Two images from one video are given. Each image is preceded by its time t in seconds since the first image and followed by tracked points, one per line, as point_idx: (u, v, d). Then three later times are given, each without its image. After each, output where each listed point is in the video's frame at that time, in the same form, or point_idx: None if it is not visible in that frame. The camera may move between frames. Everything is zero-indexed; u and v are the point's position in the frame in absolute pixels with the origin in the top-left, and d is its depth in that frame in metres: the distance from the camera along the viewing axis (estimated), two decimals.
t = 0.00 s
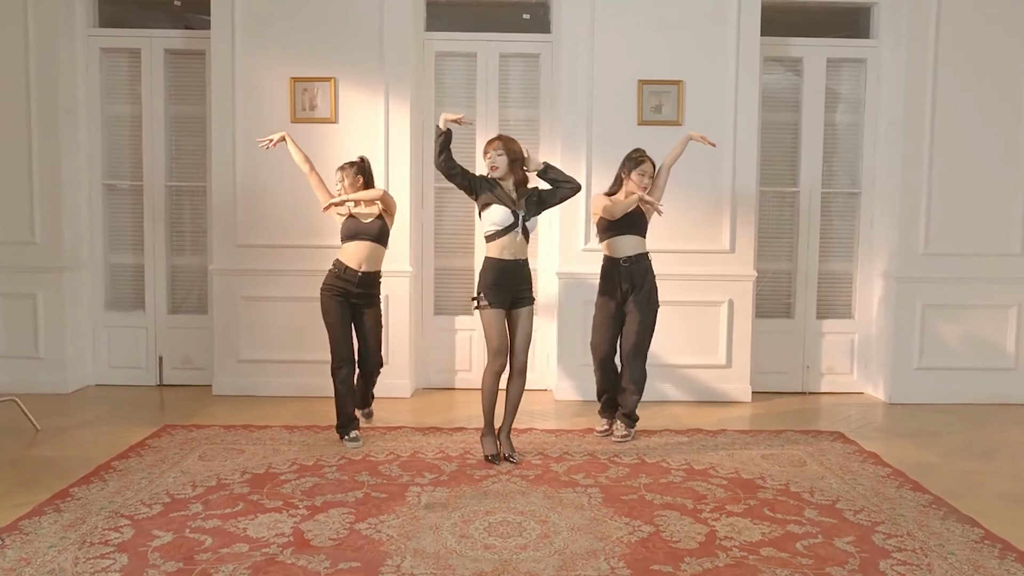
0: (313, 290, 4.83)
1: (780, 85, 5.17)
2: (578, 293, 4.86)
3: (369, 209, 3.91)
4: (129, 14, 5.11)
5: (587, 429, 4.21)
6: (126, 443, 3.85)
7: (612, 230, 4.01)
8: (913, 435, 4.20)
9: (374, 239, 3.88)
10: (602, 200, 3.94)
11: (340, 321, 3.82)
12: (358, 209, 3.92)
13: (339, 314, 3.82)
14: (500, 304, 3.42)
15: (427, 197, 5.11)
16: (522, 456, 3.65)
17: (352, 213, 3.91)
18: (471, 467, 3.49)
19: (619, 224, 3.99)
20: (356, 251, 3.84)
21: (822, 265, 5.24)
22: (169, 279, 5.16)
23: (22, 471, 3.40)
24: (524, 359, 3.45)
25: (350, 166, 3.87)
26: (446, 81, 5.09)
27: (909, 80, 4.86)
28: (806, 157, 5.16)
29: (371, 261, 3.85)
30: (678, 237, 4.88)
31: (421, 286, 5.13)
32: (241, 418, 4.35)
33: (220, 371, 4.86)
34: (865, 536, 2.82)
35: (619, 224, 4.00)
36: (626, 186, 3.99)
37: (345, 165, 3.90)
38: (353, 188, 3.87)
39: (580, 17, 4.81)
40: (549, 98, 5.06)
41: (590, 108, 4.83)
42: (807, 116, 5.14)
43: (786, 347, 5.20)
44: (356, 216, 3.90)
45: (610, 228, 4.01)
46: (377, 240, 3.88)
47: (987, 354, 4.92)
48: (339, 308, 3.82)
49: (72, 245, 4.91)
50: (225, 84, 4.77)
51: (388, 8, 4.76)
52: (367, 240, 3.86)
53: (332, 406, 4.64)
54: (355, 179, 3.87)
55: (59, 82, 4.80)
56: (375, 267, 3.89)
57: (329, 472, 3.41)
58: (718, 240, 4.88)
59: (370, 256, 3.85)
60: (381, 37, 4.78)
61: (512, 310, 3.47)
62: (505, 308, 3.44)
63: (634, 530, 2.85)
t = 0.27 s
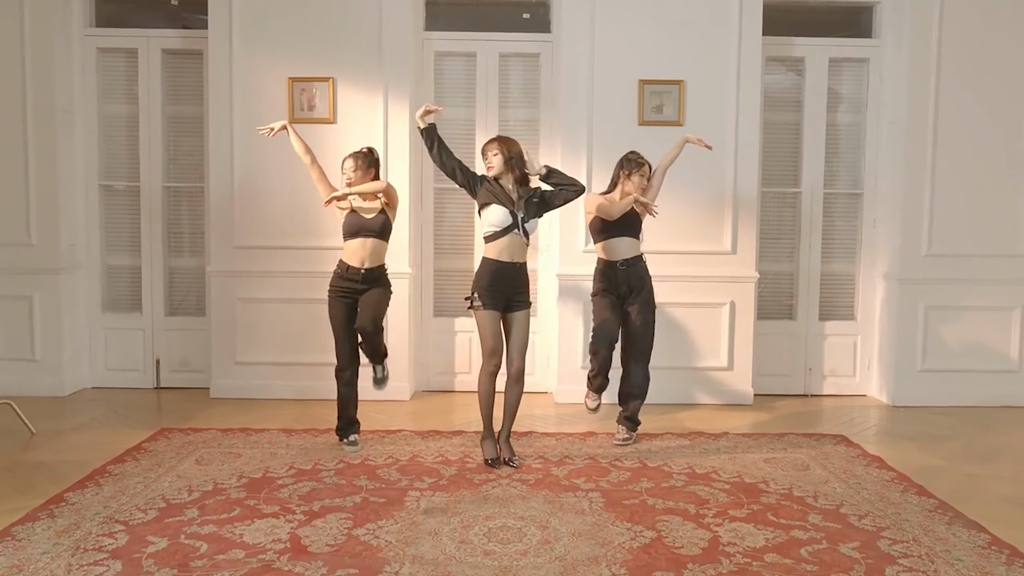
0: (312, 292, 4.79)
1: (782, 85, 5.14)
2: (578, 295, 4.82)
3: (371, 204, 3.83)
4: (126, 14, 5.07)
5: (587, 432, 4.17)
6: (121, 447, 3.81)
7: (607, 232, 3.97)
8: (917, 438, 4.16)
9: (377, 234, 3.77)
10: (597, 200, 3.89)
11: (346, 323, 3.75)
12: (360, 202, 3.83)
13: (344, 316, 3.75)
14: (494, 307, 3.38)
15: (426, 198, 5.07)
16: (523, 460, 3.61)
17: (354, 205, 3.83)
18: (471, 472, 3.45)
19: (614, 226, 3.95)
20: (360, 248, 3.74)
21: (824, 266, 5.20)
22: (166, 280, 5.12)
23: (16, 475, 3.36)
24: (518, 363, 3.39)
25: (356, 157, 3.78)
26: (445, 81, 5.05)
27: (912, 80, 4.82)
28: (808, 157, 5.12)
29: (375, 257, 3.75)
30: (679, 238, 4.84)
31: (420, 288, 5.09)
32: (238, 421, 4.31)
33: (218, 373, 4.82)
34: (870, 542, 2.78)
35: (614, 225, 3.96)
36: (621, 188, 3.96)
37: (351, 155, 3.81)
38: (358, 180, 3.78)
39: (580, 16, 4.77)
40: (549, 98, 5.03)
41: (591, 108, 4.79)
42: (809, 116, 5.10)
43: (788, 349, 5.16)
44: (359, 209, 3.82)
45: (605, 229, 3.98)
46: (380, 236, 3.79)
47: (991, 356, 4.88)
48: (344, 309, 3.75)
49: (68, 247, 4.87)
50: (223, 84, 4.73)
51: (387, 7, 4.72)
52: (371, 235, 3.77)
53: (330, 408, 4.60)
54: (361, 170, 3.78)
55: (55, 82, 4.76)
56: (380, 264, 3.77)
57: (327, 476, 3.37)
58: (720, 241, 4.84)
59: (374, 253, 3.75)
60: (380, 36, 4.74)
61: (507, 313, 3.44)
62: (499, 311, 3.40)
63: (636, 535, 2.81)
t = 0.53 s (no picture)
0: (311, 293, 4.75)
1: (785, 84, 5.10)
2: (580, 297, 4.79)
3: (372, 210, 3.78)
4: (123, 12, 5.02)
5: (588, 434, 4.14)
6: (118, 450, 3.77)
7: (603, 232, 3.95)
8: (922, 440, 4.12)
9: (375, 240, 3.73)
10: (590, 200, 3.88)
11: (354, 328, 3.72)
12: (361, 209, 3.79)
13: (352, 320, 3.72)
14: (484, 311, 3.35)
15: (426, 198, 5.03)
16: (523, 463, 3.57)
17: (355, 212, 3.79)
18: (471, 475, 3.41)
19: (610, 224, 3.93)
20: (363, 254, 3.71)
21: (827, 267, 5.16)
22: (164, 281, 5.08)
23: (11, 479, 3.32)
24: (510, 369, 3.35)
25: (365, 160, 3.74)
26: (445, 81, 5.01)
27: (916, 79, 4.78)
28: (811, 157, 5.08)
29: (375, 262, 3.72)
30: (680, 239, 4.80)
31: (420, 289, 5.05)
32: (237, 423, 4.27)
33: (216, 375, 4.78)
34: (876, 547, 2.74)
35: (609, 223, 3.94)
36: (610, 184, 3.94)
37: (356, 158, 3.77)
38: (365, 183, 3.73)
39: (581, 15, 4.73)
40: (550, 97, 4.98)
41: (592, 108, 4.75)
42: (812, 116, 5.06)
43: (791, 351, 5.12)
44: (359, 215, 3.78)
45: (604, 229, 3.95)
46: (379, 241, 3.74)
47: (995, 358, 4.83)
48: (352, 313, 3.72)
49: (65, 247, 4.83)
50: (221, 83, 4.69)
51: (386, 6, 4.68)
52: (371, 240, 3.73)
53: (329, 411, 4.56)
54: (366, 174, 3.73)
55: (52, 81, 4.72)
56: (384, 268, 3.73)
57: (326, 480, 3.33)
58: (723, 241, 4.80)
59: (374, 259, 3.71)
60: (379, 35, 4.70)
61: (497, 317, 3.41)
62: (490, 314, 3.36)
63: (639, 540, 2.77)
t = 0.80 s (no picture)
0: (309, 294, 4.71)
1: (788, 83, 5.05)
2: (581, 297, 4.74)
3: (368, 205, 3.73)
4: (120, 11, 4.98)
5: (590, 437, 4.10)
6: (114, 453, 3.72)
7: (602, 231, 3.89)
8: (926, 442, 4.08)
9: (368, 236, 3.67)
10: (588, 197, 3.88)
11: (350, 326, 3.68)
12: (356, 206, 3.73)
13: (347, 319, 3.68)
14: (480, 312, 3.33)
15: (425, 198, 4.99)
16: (524, 466, 3.53)
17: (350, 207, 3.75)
18: (471, 479, 3.37)
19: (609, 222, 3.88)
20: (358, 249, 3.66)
21: (831, 268, 5.11)
22: (162, 282, 5.04)
23: (5, 483, 3.28)
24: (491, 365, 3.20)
25: (360, 151, 3.63)
26: (445, 80, 4.97)
27: (921, 78, 4.73)
28: (814, 157, 5.03)
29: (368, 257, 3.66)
30: (682, 239, 4.76)
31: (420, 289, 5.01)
32: (234, 426, 4.22)
33: (214, 377, 4.74)
34: (882, 553, 2.70)
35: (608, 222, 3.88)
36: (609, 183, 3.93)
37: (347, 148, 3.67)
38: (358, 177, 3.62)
39: (582, 13, 4.69)
40: (550, 96, 4.94)
41: (593, 107, 4.71)
42: (815, 115, 5.02)
43: (794, 352, 5.08)
44: (352, 211, 3.73)
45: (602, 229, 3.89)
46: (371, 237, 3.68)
47: (1000, 359, 4.79)
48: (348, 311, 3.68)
49: (61, 248, 4.78)
50: (218, 82, 4.65)
51: (386, 4, 4.64)
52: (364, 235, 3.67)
53: (328, 413, 4.52)
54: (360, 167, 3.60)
55: (48, 80, 4.68)
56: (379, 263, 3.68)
57: (324, 483, 3.29)
58: (725, 242, 4.76)
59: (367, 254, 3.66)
60: (378, 33, 4.66)
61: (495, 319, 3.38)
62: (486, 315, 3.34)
63: (641, 546, 2.73)
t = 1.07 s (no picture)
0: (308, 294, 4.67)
1: (791, 82, 5.01)
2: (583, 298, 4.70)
3: (364, 212, 3.68)
4: (118, 9, 4.94)
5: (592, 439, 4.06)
6: (111, 455, 3.69)
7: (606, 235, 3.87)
8: (932, 444, 4.04)
9: (367, 242, 3.62)
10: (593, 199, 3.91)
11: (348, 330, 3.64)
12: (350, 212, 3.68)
13: (346, 323, 3.63)
14: (484, 307, 3.28)
15: (425, 198, 4.95)
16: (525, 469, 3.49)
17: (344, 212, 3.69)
18: (471, 482, 3.33)
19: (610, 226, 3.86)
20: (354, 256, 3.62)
21: (834, 268, 5.07)
22: (161, 282, 5.01)
23: None
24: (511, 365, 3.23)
25: (357, 157, 3.61)
26: (445, 78, 4.93)
27: (925, 76, 4.69)
28: (817, 156, 4.99)
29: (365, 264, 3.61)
30: (684, 239, 4.72)
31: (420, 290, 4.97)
32: (233, 428, 4.19)
33: (212, 378, 4.70)
34: (890, 557, 2.66)
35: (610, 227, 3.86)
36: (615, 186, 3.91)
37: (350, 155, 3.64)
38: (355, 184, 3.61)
39: (583, 11, 4.65)
40: (551, 95, 4.90)
41: (595, 105, 4.67)
42: (819, 113, 4.97)
43: (798, 353, 5.04)
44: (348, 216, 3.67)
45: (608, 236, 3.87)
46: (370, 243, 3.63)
47: (1005, 360, 4.75)
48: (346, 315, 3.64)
49: (58, 248, 4.74)
50: (217, 80, 4.61)
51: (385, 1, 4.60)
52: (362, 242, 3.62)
53: (328, 414, 4.48)
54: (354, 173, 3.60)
55: (45, 79, 4.64)
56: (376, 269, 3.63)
57: (323, 487, 3.25)
58: (728, 241, 4.72)
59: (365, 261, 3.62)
60: (378, 32, 4.62)
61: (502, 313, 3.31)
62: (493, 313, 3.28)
63: (645, 550, 2.69)
